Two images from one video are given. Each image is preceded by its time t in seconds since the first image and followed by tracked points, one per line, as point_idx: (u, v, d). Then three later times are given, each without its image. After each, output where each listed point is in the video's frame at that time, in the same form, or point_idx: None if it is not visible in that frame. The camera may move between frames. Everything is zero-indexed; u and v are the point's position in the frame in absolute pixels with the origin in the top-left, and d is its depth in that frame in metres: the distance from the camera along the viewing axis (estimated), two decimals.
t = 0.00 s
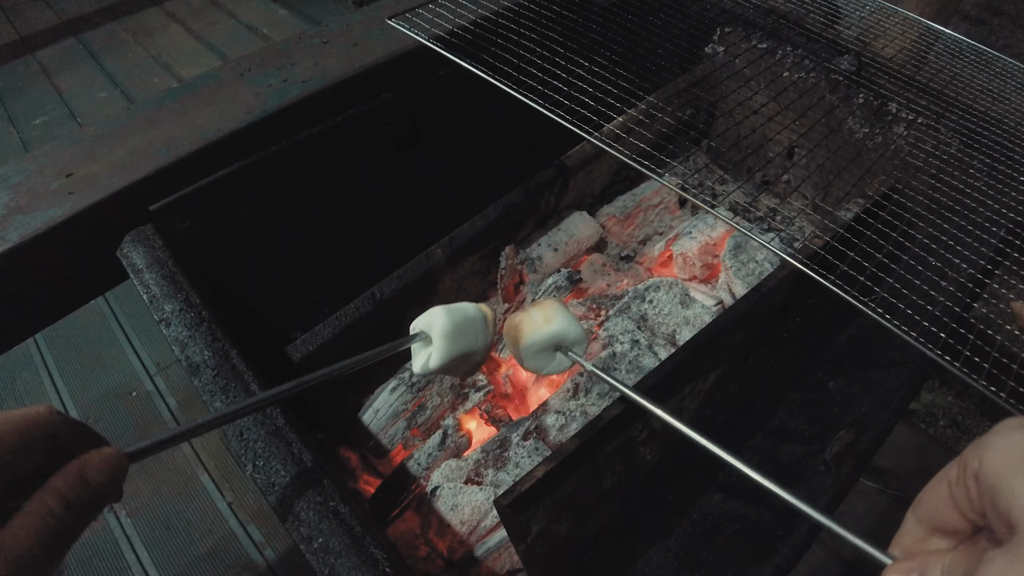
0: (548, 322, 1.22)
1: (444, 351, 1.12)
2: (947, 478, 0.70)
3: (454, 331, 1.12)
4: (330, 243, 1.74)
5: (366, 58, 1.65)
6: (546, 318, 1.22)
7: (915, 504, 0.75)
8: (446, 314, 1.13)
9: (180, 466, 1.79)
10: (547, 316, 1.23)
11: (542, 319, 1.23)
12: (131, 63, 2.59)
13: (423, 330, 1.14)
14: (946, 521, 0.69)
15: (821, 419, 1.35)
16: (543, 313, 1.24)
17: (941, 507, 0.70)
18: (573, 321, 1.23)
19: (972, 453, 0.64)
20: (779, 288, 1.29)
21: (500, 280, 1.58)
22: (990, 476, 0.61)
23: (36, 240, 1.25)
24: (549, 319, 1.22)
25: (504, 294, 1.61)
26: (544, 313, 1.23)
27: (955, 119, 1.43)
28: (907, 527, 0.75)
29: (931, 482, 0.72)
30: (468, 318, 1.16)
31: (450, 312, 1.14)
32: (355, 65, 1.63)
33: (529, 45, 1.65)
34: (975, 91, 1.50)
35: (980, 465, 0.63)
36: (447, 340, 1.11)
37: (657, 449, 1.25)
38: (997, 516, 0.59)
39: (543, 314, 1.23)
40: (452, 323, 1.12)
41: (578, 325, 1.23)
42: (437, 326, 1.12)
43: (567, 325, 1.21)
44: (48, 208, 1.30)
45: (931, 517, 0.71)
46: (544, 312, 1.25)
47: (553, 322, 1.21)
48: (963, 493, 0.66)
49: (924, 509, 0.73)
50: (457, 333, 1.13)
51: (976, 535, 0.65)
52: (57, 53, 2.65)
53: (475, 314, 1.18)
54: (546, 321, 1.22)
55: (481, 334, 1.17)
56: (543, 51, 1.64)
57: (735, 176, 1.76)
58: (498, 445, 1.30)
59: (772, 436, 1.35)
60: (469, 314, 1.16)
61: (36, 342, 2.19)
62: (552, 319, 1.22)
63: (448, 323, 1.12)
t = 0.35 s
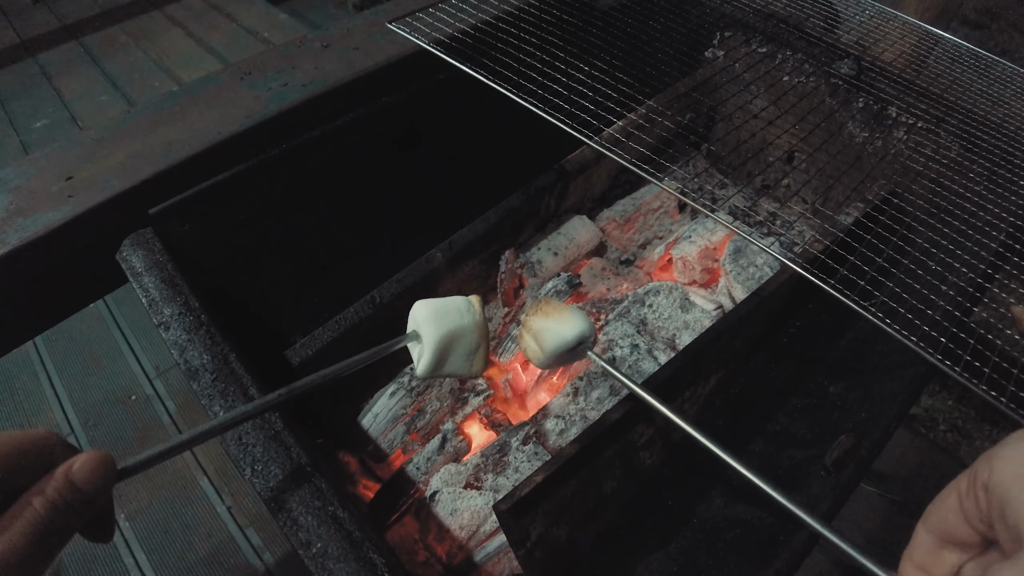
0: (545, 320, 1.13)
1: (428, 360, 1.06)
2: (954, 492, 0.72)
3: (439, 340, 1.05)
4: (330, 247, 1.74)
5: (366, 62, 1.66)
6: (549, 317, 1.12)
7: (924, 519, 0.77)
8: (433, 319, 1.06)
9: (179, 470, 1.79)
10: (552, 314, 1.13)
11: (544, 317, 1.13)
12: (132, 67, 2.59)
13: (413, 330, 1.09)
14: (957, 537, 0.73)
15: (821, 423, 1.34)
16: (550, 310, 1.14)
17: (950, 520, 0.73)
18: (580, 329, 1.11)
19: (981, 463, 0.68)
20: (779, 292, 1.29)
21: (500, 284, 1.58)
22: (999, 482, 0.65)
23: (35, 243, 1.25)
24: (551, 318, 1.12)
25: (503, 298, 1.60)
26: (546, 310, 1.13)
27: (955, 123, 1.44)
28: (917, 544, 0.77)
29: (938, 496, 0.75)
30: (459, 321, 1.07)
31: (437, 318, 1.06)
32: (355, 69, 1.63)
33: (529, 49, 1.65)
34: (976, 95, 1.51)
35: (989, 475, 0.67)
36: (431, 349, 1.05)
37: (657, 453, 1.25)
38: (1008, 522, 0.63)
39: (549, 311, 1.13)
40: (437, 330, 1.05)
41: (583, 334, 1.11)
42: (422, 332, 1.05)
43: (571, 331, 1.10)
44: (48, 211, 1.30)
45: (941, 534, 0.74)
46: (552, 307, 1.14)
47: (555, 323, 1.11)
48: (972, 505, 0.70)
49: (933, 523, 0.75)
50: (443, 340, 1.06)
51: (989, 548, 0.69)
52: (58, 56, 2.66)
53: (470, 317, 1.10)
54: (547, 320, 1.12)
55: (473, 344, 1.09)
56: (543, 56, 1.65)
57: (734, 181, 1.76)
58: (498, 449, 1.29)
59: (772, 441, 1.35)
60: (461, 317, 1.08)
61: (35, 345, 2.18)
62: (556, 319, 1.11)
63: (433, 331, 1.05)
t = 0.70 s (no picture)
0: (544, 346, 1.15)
1: (426, 350, 1.05)
2: (959, 487, 0.76)
3: (439, 329, 1.03)
4: (331, 250, 1.75)
5: (368, 66, 1.67)
6: (547, 340, 1.14)
7: (930, 512, 0.81)
8: (431, 312, 1.04)
9: (179, 472, 1.79)
10: (548, 339, 1.14)
11: (543, 340, 1.15)
12: (134, 71, 2.61)
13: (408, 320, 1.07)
14: (960, 531, 0.76)
15: (821, 427, 1.35)
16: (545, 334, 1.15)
17: (957, 513, 0.76)
18: (578, 344, 1.10)
19: (982, 461, 0.71)
20: (779, 296, 1.29)
21: (500, 288, 1.58)
22: (999, 482, 0.68)
23: (38, 247, 1.26)
24: (550, 343, 1.13)
25: (504, 301, 1.61)
26: (543, 334, 1.15)
27: (953, 128, 1.44)
28: (922, 536, 0.81)
29: (943, 489, 0.79)
30: (458, 311, 1.06)
31: (436, 308, 1.04)
32: (356, 74, 1.64)
33: (530, 55, 1.66)
34: (975, 99, 1.51)
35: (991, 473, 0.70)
36: (429, 339, 1.03)
37: (657, 457, 1.25)
38: (1005, 523, 0.66)
39: (545, 334, 1.15)
40: (436, 324, 1.04)
41: (586, 347, 1.11)
42: (420, 322, 1.04)
43: (570, 351, 1.10)
44: (50, 215, 1.31)
45: (947, 528, 0.78)
46: (548, 328, 1.15)
47: (553, 347, 1.13)
48: (974, 501, 0.73)
49: (938, 517, 0.79)
50: (442, 330, 1.04)
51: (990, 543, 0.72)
52: (61, 60, 2.67)
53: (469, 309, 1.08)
54: (546, 344, 1.13)
55: (473, 331, 1.08)
56: (544, 60, 1.65)
57: (734, 185, 1.77)
58: (498, 452, 1.30)
59: (771, 444, 1.35)
60: (459, 310, 1.07)
61: (36, 348, 2.19)
62: (555, 341, 1.12)
63: (431, 324, 1.03)
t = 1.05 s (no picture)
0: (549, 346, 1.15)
1: (431, 359, 1.06)
2: (961, 489, 0.76)
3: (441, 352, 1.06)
4: (328, 252, 1.75)
5: (366, 70, 1.67)
6: (551, 340, 1.15)
7: (932, 513, 0.81)
8: (436, 318, 1.05)
9: (177, 475, 1.78)
10: (552, 339, 1.15)
11: (547, 340, 1.15)
12: (134, 73, 2.61)
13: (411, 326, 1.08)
14: (965, 531, 0.76)
15: (819, 430, 1.34)
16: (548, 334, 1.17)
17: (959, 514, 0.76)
18: (582, 344, 1.11)
19: (983, 465, 0.71)
20: (776, 300, 1.29)
21: (498, 291, 1.58)
22: (1001, 488, 0.67)
23: (35, 249, 1.26)
24: (554, 343, 1.14)
25: (502, 305, 1.61)
26: (547, 335, 1.16)
27: (952, 131, 1.44)
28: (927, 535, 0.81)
29: (946, 491, 0.78)
30: (462, 320, 1.08)
31: (440, 317, 1.05)
32: (354, 77, 1.64)
33: (527, 58, 1.66)
34: (973, 102, 1.51)
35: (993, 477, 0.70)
36: (434, 349, 1.05)
37: (654, 461, 1.25)
38: (1008, 527, 0.66)
39: (549, 334, 1.16)
40: (440, 331, 1.05)
41: (590, 347, 1.12)
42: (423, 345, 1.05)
43: (574, 351, 1.11)
44: (47, 217, 1.30)
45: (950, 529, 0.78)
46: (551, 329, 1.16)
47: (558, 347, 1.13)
48: (977, 504, 0.73)
49: (942, 519, 0.79)
50: (446, 339, 1.06)
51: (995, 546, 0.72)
52: (61, 62, 2.68)
53: (473, 318, 1.10)
54: (549, 345, 1.15)
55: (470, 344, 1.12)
56: (542, 64, 1.65)
57: (732, 188, 1.77)
58: (494, 456, 1.29)
59: (769, 448, 1.35)
60: (463, 317, 1.08)
61: (35, 350, 2.19)
62: (559, 340, 1.13)
63: (436, 331, 1.04)
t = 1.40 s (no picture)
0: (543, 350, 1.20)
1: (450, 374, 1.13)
2: (956, 494, 0.76)
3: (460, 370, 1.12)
4: (328, 254, 1.75)
5: (366, 72, 1.67)
6: (544, 345, 1.19)
7: (930, 515, 0.82)
8: (456, 347, 1.09)
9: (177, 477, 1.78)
10: (545, 343, 1.19)
11: (541, 343, 1.20)
12: (134, 75, 2.62)
13: (427, 350, 1.10)
14: (960, 533, 0.77)
15: (818, 432, 1.34)
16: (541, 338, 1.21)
17: (955, 517, 0.77)
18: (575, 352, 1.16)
19: (978, 474, 0.71)
20: (775, 302, 1.29)
21: (498, 293, 1.59)
22: (996, 499, 0.68)
23: (35, 251, 1.26)
24: (547, 347, 1.18)
25: (501, 307, 1.62)
26: (540, 339, 1.20)
27: (951, 134, 1.44)
28: (927, 536, 0.82)
29: (941, 495, 0.79)
30: (479, 344, 1.13)
31: (459, 345, 1.09)
32: (354, 79, 1.65)
33: (527, 60, 1.66)
34: (972, 104, 1.51)
35: (987, 487, 0.70)
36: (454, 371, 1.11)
37: (653, 464, 1.25)
38: (1004, 538, 0.67)
39: (542, 339, 1.20)
40: (460, 357, 1.10)
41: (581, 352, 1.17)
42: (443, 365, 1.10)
43: (567, 355, 1.16)
44: (48, 219, 1.31)
45: (947, 529, 0.79)
46: (543, 334, 1.20)
47: (551, 350, 1.18)
48: (972, 510, 0.74)
49: (939, 520, 0.80)
50: (467, 360, 1.11)
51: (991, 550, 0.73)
52: (61, 64, 2.68)
53: (486, 337, 1.15)
54: (543, 348, 1.19)
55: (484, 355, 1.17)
56: (541, 66, 1.65)
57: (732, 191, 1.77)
58: (493, 458, 1.29)
59: (768, 450, 1.35)
60: (477, 340, 1.13)
61: (35, 352, 2.19)
62: (552, 343, 1.17)
63: (455, 358, 1.09)
